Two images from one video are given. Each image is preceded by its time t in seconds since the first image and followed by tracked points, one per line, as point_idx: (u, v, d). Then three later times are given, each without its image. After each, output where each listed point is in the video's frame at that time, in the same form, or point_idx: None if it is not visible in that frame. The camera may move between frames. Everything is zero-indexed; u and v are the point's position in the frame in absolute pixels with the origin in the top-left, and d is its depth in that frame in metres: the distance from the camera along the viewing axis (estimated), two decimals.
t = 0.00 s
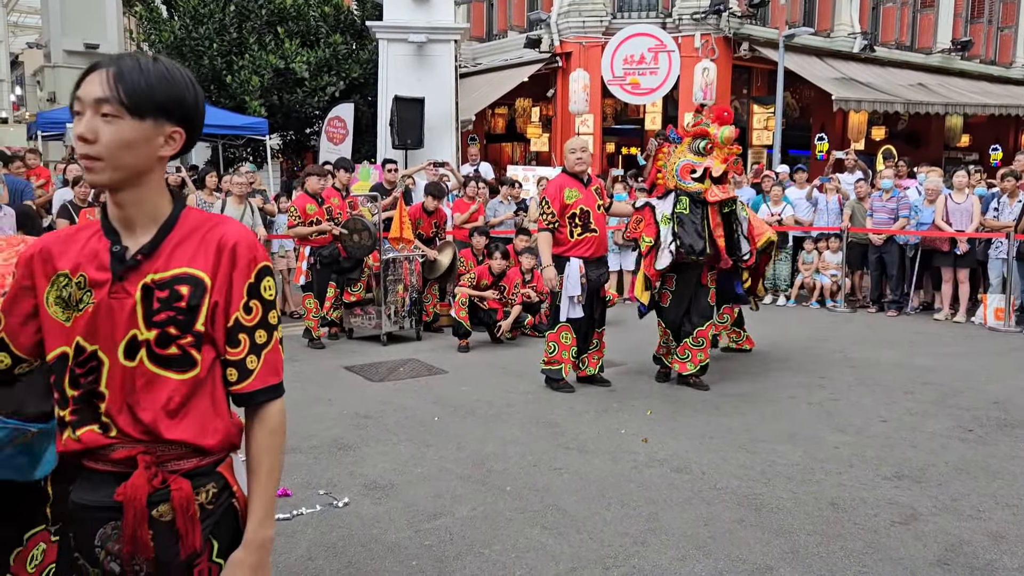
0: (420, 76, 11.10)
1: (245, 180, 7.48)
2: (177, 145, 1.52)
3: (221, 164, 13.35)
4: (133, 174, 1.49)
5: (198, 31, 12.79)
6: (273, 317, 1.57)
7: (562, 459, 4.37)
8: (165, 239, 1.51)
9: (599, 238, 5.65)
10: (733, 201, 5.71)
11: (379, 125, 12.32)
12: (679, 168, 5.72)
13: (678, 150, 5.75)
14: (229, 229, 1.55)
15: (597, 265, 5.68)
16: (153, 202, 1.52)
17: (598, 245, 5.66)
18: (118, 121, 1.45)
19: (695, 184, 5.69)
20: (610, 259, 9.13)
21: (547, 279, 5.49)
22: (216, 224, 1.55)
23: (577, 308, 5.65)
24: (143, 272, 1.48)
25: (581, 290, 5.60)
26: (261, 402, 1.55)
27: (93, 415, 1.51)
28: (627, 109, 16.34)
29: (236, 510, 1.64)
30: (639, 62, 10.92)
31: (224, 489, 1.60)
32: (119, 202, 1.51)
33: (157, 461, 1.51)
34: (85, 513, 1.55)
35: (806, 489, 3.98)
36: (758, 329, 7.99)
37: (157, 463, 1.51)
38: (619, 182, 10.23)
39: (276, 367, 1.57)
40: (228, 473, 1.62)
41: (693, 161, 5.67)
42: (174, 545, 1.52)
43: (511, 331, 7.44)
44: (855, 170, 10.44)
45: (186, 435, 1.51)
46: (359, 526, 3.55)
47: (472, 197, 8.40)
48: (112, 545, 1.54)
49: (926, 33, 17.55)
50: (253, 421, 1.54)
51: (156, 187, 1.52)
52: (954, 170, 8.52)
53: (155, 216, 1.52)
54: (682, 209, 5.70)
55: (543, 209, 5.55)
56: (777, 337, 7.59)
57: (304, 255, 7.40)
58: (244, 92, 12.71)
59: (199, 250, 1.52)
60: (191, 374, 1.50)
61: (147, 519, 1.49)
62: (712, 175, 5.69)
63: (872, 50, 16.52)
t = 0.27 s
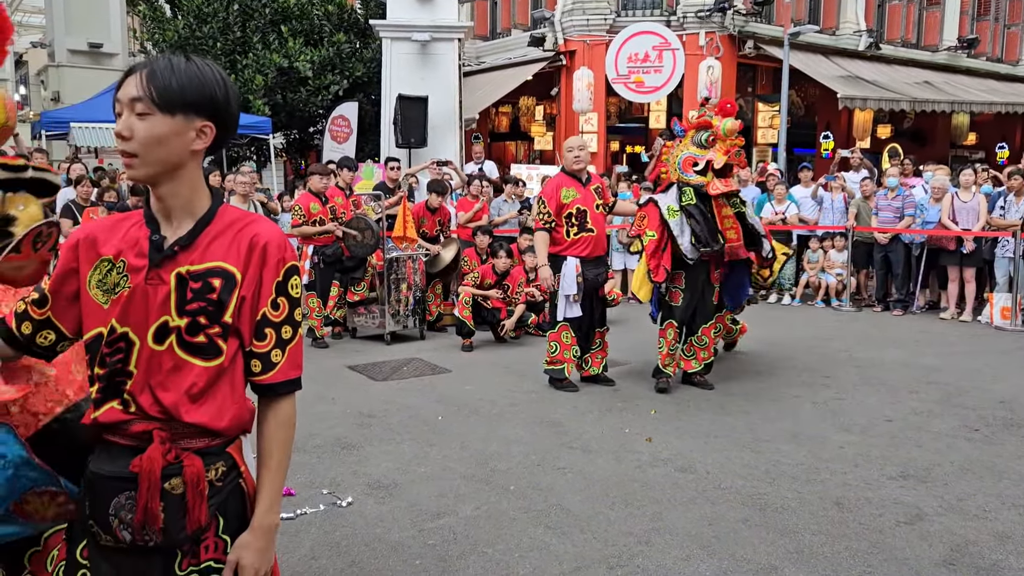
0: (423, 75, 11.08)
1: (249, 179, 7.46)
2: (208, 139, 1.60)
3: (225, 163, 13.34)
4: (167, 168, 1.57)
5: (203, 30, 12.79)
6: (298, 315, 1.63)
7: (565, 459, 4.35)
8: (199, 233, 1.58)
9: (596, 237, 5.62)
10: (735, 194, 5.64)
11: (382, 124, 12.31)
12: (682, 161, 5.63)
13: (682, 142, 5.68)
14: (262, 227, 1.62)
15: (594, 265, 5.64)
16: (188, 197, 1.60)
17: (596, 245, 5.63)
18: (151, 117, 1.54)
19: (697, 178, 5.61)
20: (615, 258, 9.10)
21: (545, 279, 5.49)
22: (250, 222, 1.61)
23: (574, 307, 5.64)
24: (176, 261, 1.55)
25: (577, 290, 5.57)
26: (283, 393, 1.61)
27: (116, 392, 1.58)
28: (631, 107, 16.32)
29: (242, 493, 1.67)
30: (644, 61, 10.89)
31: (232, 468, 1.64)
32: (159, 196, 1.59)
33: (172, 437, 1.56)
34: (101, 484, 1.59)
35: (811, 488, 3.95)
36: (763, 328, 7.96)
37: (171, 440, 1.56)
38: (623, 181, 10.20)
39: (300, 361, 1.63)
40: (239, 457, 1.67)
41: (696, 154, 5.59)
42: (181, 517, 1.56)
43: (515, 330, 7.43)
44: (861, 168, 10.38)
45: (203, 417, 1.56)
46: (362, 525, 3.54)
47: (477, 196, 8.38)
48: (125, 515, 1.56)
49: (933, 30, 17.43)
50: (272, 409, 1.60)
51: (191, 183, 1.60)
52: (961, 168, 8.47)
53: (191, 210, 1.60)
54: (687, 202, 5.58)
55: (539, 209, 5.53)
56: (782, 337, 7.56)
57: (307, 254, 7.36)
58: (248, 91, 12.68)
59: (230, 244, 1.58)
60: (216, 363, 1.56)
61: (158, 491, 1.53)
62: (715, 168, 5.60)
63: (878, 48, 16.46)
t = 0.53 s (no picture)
0: (425, 75, 11.08)
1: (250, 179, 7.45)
2: (187, 145, 1.64)
3: (227, 162, 13.34)
4: (154, 176, 1.62)
5: (204, 30, 12.79)
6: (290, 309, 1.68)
7: (567, 459, 4.35)
8: (193, 233, 1.64)
9: (590, 238, 5.58)
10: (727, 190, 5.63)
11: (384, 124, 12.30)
12: (673, 160, 5.60)
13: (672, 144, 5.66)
14: (252, 227, 1.67)
15: (588, 265, 5.60)
16: (181, 201, 1.66)
17: (590, 245, 5.59)
18: (129, 131, 1.58)
19: (688, 176, 5.56)
20: (616, 258, 9.10)
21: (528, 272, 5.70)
22: (241, 222, 1.67)
23: (568, 307, 5.63)
24: (170, 260, 1.62)
25: (570, 289, 5.57)
26: (275, 383, 1.66)
27: (113, 384, 1.64)
28: (632, 107, 16.32)
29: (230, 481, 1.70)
30: (645, 60, 10.88)
31: (218, 453, 1.68)
32: (153, 203, 1.65)
33: (163, 422, 1.62)
34: (97, 464, 1.67)
35: (812, 488, 3.95)
36: (766, 328, 7.94)
37: (162, 425, 1.62)
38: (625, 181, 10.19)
39: (290, 352, 1.68)
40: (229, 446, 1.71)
41: (686, 153, 5.56)
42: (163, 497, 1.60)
43: (516, 329, 7.43)
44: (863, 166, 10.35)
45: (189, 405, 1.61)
46: (364, 526, 3.53)
47: (478, 195, 8.39)
48: (115, 493, 1.64)
49: (934, 29, 17.24)
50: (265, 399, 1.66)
51: (181, 188, 1.65)
52: (963, 167, 8.45)
53: (185, 212, 1.66)
54: (676, 202, 5.54)
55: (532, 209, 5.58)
56: (783, 336, 7.55)
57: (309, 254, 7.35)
58: (249, 91, 12.64)
59: (221, 243, 1.64)
60: (211, 356, 1.62)
61: (145, 469, 1.60)
62: (705, 164, 5.57)
63: (880, 47, 16.44)
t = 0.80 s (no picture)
0: (423, 75, 11.07)
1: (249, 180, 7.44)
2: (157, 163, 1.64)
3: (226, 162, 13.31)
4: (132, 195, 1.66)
5: (202, 30, 12.76)
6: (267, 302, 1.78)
7: (566, 459, 4.34)
8: (177, 239, 1.73)
9: (583, 238, 5.53)
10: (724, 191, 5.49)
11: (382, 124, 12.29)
12: (668, 163, 5.59)
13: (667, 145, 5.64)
14: (231, 227, 1.77)
15: (581, 265, 5.58)
16: (157, 211, 1.72)
17: (583, 245, 5.55)
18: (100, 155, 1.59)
19: (685, 179, 5.54)
20: (616, 257, 9.09)
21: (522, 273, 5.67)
22: (220, 224, 1.77)
23: (561, 306, 5.65)
24: (158, 270, 1.71)
25: (562, 289, 5.61)
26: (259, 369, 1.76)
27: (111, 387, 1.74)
28: (631, 107, 16.32)
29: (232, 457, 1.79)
30: (644, 59, 10.88)
31: (222, 430, 1.77)
32: (132, 216, 1.71)
33: (170, 412, 1.73)
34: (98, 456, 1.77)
35: (812, 488, 3.94)
36: (766, 328, 7.93)
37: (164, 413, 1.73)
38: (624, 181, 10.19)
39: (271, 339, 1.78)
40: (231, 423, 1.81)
41: (682, 155, 5.53)
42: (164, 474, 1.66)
43: (516, 329, 7.43)
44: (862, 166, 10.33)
45: (177, 394, 1.72)
46: (363, 526, 3.52)
47: (476, 196, 8.38)
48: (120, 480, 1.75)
49: (933, 28, 17.38)
50: (251, 384, 1.76)
51: (155, 200, 1.71)
52: (963, 166, 8.45)
53: (164, 221, 1.73)
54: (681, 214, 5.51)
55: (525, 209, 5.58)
56: (783, 336, 7.54)
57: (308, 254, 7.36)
58: (248, 91, 12.63)
59: (204, 246, 1.74)
60: (203, 354, 1.72)
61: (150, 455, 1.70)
62: (703, 167, 5.52)
63: (879, 46, 16.44)
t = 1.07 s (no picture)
0: (421, 76, 11.04)
1: (245, 181, 7.40)
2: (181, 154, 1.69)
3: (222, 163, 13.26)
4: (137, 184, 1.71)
5: (199, 31, 12.72)
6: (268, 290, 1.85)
7: (564, 461, 4.31)
8: (181, 230, 1.79)
9: (583, 240, 5.50)
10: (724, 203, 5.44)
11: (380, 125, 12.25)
12: (666, 175, 5.50)
13: (663, 155, 5.53)
14: (233, 219, 1.84)
15: (579, 266, 5.54)
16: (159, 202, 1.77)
17: (583, 247, 5.51)
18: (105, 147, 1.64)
19: (683, 192, 5.45)
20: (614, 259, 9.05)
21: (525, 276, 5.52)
22: (221, 215, 1.83)
23: (559, 310, 5.61)
24: (164, 260, 1.76)
25: (561, 291, 5.53)
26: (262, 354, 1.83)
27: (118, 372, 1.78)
28: (629, 107, 16.29)
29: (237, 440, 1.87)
30: (642, 60, 10.85)
31: (227, 415, 1.86)
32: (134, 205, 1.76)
33: (180, 395, 1.79)
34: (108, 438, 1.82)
35: (810, 490, 3.92)
36: (764, 330, 7.91)
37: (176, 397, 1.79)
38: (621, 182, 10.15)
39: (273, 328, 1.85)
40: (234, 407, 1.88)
41: (680, 166, 5.44)
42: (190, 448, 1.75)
43: (514, 331, 7.39)
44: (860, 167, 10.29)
45: (180, 375, 1.78)
46: (359, 529, 3.49)
47: (472, 196, 8.32)
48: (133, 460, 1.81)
49: (931, 29, 17.44)
50: (251, 369, 1.84)
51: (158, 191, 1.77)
52: (962, 167, 8.44)
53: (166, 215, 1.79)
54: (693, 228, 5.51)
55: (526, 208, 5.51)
56: (781, 337, 7.52)
57: (304, 256, 7.27)
58: (244, 92, 12.61)
59: (207, 237, 1.80)
60: (212, 339, 1.79)
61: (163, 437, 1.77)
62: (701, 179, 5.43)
63: (876, 48, 16.44)
